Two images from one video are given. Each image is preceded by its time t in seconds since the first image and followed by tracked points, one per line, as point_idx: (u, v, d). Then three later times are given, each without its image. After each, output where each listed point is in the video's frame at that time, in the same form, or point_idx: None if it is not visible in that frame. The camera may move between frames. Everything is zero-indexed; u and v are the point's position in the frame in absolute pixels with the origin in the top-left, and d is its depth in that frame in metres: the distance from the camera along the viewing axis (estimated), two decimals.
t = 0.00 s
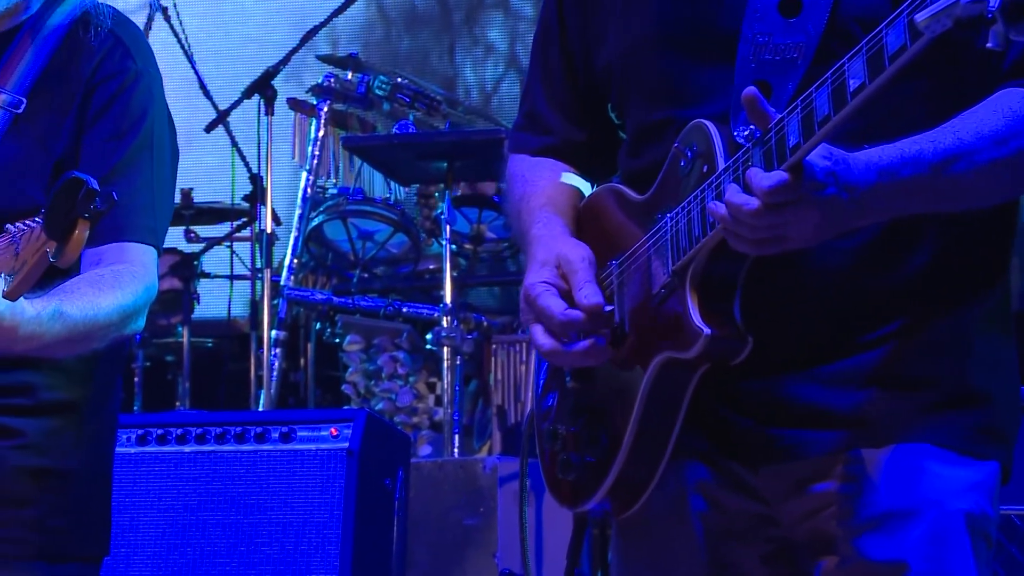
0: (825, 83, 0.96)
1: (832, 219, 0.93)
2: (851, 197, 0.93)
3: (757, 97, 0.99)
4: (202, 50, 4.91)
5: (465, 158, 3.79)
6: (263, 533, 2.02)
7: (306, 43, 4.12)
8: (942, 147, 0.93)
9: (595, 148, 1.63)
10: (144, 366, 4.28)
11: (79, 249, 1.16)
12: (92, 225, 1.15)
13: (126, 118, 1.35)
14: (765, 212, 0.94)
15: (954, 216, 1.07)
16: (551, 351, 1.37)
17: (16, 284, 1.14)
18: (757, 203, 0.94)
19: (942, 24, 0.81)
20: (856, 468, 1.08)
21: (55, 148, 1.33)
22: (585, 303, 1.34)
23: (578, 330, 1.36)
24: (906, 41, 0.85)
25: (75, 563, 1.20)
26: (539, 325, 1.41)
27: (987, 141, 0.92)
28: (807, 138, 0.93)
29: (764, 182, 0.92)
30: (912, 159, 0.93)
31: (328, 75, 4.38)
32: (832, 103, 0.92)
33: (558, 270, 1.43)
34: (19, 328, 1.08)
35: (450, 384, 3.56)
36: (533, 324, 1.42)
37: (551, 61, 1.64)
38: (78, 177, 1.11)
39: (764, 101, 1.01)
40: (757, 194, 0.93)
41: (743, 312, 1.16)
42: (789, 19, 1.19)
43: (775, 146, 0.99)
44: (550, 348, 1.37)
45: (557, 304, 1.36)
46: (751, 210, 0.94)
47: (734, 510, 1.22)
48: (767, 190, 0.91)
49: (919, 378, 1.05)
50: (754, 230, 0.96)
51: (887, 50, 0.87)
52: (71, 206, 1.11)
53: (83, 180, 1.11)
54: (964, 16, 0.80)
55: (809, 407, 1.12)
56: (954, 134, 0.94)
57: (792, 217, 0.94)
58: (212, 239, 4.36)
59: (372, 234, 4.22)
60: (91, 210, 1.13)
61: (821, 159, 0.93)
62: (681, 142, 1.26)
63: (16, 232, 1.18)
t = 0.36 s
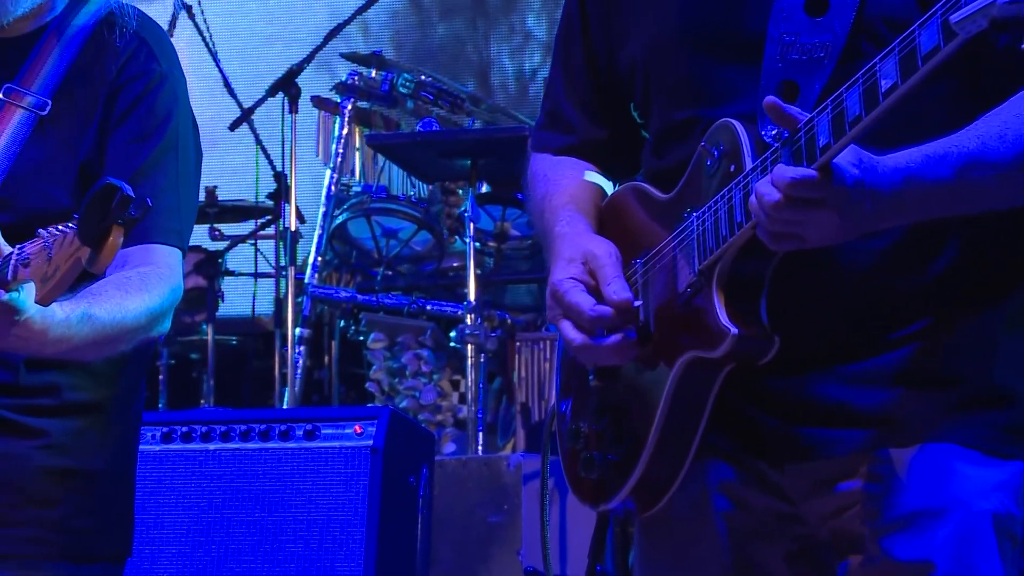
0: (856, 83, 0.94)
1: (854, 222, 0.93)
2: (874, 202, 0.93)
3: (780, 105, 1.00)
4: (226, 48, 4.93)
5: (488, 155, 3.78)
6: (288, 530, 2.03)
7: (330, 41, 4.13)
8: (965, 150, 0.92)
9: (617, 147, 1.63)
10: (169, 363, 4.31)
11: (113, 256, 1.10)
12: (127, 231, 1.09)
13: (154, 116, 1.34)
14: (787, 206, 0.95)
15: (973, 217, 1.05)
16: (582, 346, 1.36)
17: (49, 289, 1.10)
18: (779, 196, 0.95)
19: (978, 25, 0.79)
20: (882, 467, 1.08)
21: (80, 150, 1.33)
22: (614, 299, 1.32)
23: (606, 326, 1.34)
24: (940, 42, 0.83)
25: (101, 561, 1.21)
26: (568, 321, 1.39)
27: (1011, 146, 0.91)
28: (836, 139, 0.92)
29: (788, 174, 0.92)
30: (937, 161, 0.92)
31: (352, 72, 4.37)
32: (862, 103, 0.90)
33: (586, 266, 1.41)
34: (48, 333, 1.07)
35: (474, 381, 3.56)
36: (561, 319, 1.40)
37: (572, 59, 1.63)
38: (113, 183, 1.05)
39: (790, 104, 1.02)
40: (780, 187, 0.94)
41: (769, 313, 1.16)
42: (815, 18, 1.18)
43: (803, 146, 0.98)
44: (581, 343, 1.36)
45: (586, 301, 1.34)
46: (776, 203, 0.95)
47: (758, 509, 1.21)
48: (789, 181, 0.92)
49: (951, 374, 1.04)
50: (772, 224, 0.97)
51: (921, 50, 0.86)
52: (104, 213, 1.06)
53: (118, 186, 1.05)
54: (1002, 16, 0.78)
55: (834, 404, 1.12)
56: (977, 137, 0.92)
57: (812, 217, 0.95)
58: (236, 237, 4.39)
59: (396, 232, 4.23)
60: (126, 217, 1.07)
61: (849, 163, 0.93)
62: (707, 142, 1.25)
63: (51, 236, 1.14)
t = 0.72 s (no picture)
0: (881, 84, 0.93)
1: (876, 224, 0.92)
2: (899, 204, 0.91)
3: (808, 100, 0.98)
4: (249, 47, 4.95)
5: (511, 152, 3.78)
6: (311, 527, 2.03)
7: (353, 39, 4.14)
8: (990, 152, 0.91)
9: (638, 143, 1.63)
10: (192, 361, 4.33)
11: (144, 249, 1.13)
12: (158, 223, 1.13)
13: (179, 110, 1.34)
14: (809, 205, 0.94)
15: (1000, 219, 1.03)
16: (607, 342, 1.34)
17: (80, 283, 1.15)
18: (802, 195, 0.94)
19: (1006, 27, 0.78)
20: (904, 464, 1.06)
21: (105, 145, 1.33)
22: (640, 295, 1.30)
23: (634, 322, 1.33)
24: (966, 43, 0.82)
25: (124, 556, 1.21)
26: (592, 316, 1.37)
27: None
28: (863, 139, 0.91)
29: (810, 173, 0.91)
30: (961, 162, 0.92)
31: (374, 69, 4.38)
32: (888, 104, 0.89)
33: (610, 263, 1.40)
34: (78, 326, 1.07)
35: (496, 379, 3.56)
36: (584, 315, 1.38)
37: (594, 57, 1.62)
38: (143, 177, 1.08)
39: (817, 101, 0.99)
40: (802, 186, 0.92)
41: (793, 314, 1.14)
42: (839, 17, 1.18)
43: (828, 146, 0.97)
44: (606, 339, 1.34)
45: (611, 297, 1.32)
46: (798, 202, 0.94)
47: (780, 507, 1.21)
48: (812, 180, 0.91)
49: (968, 375, 1.03)
50: (795, 224, 0.97)
51: (946, 52, 0.85)
52: (135, 206, 1.09)
53: (149, 180, 1.08)
54: None
55: (856, 401, 1.12)
56: (1002, 139, 0.92)
57: (836, 219, 0.94)
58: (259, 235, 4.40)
59: (418, 229, 4.25)
60: (157, 210, 1.10)
61: (875, 164, 0.91)
62: (730, 140, 1.24)
63: (80, 230, 1.18)
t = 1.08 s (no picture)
0: (895, 84, 0.93)
1: (889, 223, 0.92)
2: (911, 203, 0.91)
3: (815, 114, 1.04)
4: (268, 42, 4.97)
5: (531, 148, 3.77)
6: (331, 523, 2.04)
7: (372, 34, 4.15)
8: (1005, 152, 0.92)
9: (657, 137, 1.62)
10: (212, 356, 4.35)
11: (169, 237, 1.14)
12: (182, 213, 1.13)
13: (201, 106, 1.32)
14: (821, 204, 0.93)
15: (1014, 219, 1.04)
16: (618, 344, 1.32)
17: (103, 273, 1.16)
18: (813, 192, 0.94)
19: (1019, 29, 0.77)
20: (921, 461, 1.06)
21: (127, 144, 1.32)
22: (654, 299, 1.30)
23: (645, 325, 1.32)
24: (980, 45, 0.82)
25: (144, 553, 1.21)
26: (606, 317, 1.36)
27: None
28: (876, 139, 0.90)
29: (823, 172, 0.91)
30: (977, 161, 0.92)
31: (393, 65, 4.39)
32: (902, 105, 0.89)
33: (627, 263, 1.39)
34: (87, 338, 1.08)
35: (516, 374, 3.56)
36: (598, 316, 1.37)
37: (615, 52, 1.61)
38: (168, 167, 1.09)
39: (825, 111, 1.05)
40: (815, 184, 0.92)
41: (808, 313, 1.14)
42: (857, 16, 1.18)
43: (843, 146, 0.96)
44: (617, 341, 1.32)
45: (625, 299, 1.31)
46: (811, 201, 0.93)
47: (799, 505, 1.20)
48: (824, 179, 0.90)
49: (988, 370, 1.03)
50: (806, 222, 0.96)
51: (961, 53, 0.84)
52: (160, 197, 1.10)
53: (174, 170, 1.09)
54: None
55: (871, 398, 1.11)
56: (1017, 137, 0.93)
57: (848, 218, 0.93)
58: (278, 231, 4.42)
59: (438, 225, 4.22)
60: (182, 199, 1.11)
61: (889, 164, 0.91)
62: (746, 138, 1.24)
63: (105, 220, 1.17)
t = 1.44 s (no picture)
0: (923, 73, 0.92)
1: (911, 212, 0.93)
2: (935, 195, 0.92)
3: (841, 108, 1.04)
4: (288, 39, 4.99)
5: (550, 144, 3.77)
6: (349, 519, 2.05)
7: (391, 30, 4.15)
8: None
9: (675, 132, 1.62)
10: (231, 353, 4.37)
11: (187, 227, 1.14)
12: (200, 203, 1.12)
13: (223, 100, 1.32)
14: (843, 189, 0.93)
15: None
16: (633, 337, 1.32)
17: (125, 263, 1.16)
18: (836, 177, 0.93)
19: None
20: (943, 455, 1.06)
21: (149, 138, 1.32)
22: (666, 288, 1.29)
23: (659, 316, 1.32)
24: (1013, 33, 0.82)
25: (164, 547, 1.22)
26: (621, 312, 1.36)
27: None
28: (904, 128, 0.89)
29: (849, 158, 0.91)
30: (1003, 153, 0.94)
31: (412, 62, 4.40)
32: (930, 93, 0.88)
33: (641, 256, 1.38)
34: (108, 324, 1.06)
35: (535, 370, 3.55)
36: (614, 311, 1.37)
37: (632, 47, 1.60)
38: (185, 157, 1.09)
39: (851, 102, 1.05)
40: (840, 169, 0.92)
41: (833, 305, 1.13)
42: (880, 8, 1.18)
43: (870, 136, 0.95)
44: (632, 334, 1.32)
45: (637, 290, 1.31)
46: (834, 185, 0.93)
47: (819, 498, 1.19)
48: (847, 166, 0.90)
49: (1006, 365, 1.05)
50: (829, 203, 0.96)
51: (991, 42, 0.84)
52: (179, 184, 1.09)
53: (191, 159, 1.08)
54: None
55: (896, 391, 1.10)
56: None
57: (873, 206, 0.93)
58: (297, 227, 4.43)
59: (456, 221, 4.21)
60: (200, 189, 1.10)
61: (916, 154, 0.91)
62: (768, 131, 1.23)
63: (125, 211, 1.16)
